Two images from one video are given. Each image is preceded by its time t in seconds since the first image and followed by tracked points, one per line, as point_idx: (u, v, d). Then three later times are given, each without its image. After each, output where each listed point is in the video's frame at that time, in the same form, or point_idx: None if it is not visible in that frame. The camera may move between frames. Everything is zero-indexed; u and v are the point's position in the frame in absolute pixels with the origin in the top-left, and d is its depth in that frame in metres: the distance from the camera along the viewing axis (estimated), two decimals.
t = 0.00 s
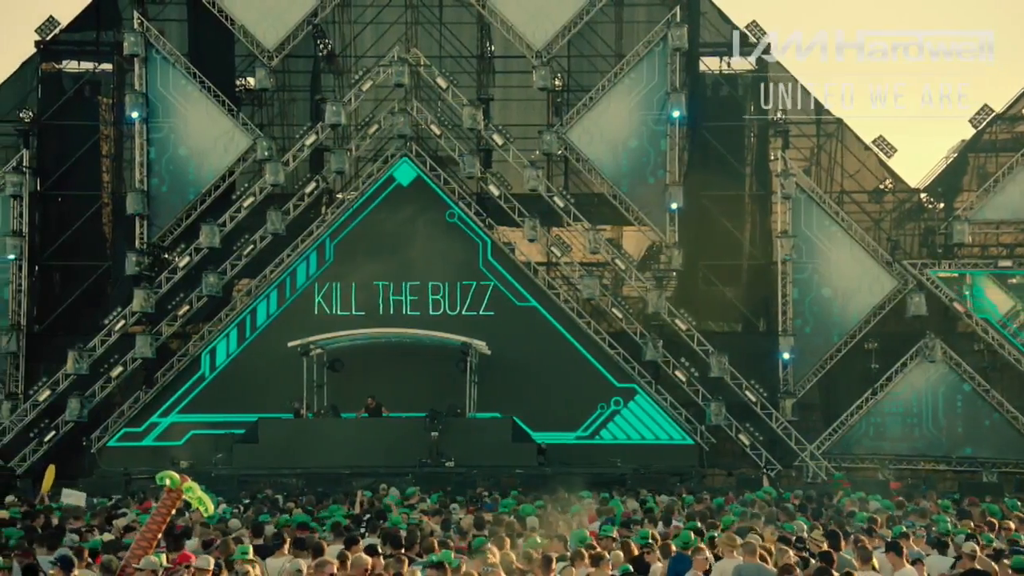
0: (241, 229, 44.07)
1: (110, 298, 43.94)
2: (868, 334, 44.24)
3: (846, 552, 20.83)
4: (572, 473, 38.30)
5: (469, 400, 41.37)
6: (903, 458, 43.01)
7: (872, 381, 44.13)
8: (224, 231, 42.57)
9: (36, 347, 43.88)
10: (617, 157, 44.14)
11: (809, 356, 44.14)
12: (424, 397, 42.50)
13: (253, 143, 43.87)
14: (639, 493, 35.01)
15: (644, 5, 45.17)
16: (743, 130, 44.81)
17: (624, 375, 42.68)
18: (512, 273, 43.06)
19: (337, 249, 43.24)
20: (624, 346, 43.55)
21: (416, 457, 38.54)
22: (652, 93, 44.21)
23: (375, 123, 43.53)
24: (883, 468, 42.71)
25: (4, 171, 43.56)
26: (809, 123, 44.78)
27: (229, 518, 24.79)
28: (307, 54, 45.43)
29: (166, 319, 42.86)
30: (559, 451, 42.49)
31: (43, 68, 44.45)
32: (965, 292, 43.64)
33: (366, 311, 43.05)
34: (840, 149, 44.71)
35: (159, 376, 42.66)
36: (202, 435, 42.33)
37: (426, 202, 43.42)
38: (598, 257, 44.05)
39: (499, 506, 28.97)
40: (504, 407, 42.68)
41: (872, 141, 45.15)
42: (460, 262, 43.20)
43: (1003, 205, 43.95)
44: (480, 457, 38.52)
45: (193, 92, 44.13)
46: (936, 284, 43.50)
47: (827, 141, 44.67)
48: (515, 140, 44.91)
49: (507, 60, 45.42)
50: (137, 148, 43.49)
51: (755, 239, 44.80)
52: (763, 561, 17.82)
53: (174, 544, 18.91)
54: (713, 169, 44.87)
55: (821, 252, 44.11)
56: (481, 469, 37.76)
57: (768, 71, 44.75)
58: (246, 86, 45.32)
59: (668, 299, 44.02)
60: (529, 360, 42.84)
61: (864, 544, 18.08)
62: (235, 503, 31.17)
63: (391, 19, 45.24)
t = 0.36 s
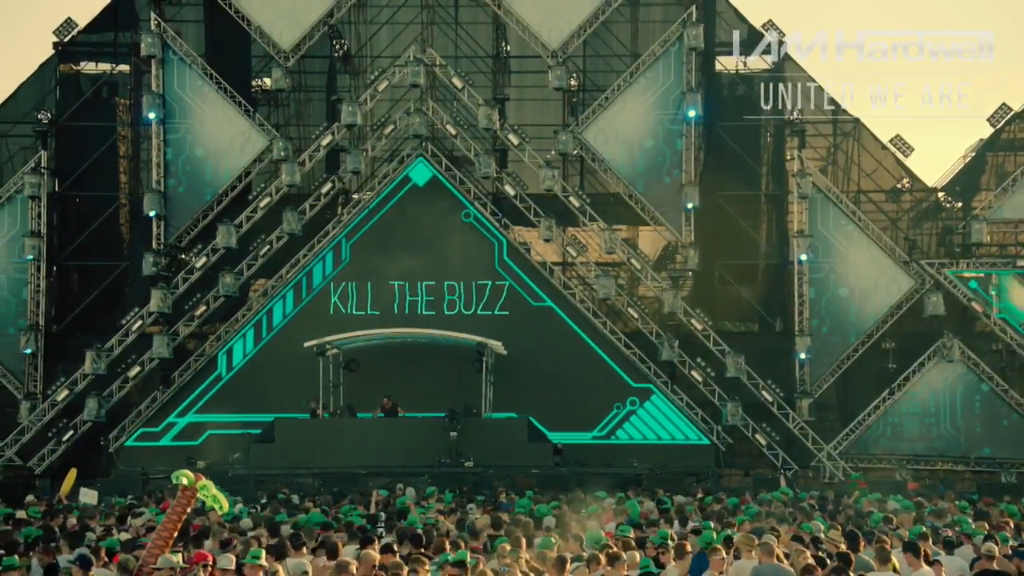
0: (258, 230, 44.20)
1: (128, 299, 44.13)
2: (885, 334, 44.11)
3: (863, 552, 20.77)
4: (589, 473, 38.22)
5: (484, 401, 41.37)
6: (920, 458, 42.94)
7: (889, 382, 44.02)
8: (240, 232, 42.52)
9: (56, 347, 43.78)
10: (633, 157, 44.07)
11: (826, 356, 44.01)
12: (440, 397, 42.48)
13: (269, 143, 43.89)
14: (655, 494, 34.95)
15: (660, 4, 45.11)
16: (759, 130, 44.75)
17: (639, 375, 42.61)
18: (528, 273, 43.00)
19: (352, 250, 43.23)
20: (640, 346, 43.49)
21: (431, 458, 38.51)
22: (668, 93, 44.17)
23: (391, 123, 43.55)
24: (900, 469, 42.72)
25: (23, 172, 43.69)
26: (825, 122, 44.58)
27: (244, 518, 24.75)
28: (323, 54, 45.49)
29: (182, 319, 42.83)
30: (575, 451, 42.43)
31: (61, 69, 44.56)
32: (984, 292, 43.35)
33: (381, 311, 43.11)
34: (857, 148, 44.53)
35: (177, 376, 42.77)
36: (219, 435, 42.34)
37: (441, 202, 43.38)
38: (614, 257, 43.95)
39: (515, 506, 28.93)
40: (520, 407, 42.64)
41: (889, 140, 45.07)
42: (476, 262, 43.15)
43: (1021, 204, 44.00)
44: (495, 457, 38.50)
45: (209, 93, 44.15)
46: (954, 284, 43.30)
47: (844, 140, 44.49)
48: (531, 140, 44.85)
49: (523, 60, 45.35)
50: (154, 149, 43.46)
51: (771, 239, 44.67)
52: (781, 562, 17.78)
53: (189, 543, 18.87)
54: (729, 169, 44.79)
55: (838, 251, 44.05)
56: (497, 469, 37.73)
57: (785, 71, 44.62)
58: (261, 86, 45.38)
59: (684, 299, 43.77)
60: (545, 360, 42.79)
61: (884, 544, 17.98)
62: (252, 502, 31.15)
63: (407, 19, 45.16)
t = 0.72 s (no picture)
0: (272, 230, 44.12)
1: (143, 299, 44.13)
2: (901, 334, 43.99)
3: (879, 552, 20.74)
4: (604, 474, 38.21)
5: (499, 401, 41.35)
6: (936, 458, 42.85)
7: (905, 382, 43.86)
8: (255, 232, 42.63)
9: (73, 347, 43.82)
10: (647, 157, 44.05)
11: (841, 356, 43.92)
12: (456, 397, 42.46)
13: (284, 144, 43.95)
14: (670, 494, 34.93)
15: (675, 4, 45.02)
16: (774, 129, 44.60)
17: (655, 375, 42.55)
18: (542, 274, 43.00)
19: (367, 250, 43.24)
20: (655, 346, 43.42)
21: (446, 457, 38.49)
22: (682, 92, 44.15)
23: (405, 124, 43.53)
24: (915, 469, 42.59)
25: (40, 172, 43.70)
26: (841, 122, 44.58)
27: (258, 518, 24.71)
28: (337, 55, 45.38)
29: (198, 319, 42.94)
30: (590, 451, 42.40)
31: (77, 70, 44.50)
32: (1003, 293, 43.25)
33: (396, 311, 43.08)
34: (873, 148, 44.40)
35: (192, 376, 42.70)
36: (234, 435, 42.38)
37: (456, 202, 43.38)
38: (629, 257, 43.90)
39: (531, 506, 28.90)
40: (535, 407, 42.60)
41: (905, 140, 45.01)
42: (491, 262, 43.12)
43: None
44: (510, 457, 38.51)
45: (224, 93, 44.22)
46: (971, 284, 43.33)
47: (859, 139, 44.42)
48: (545, 139, 44.82)
49: (537, 60, 45.33)
50: (170, 149, 43.56)
51: (786, 239, 44.44)
52: (798, 563, 17.76)
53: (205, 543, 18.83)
54: (744, 169, 44.67)
55: (853, 251, 43.95)
56: (512, 469, 37.73)
57: (800, 70, 44.86)
58: (277, 87, 45.36)
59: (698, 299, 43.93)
60: (560, 360, 42.76)
61: (900, 544, 17.95)
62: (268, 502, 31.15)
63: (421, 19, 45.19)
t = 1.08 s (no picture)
0: (286, 231, 43.95)
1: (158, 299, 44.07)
2: (916, 334, 43.87)
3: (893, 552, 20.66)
4: (618, 473, 38.17)
5: (513, 401, 41.30)
6: (951, 458, 42.68)
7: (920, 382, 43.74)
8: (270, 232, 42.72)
9: (87, 348, 43.91)
10: (661, 156, 44.02)
11: (855, 357, 43.92)
12: (469, 397, 42.42)
13: (298, 144, 43.99)
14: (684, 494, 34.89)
15: (688, 3, 44.94)
16: (789, 128, 44.40)
17: (668, 375, 42.51)
18: (556, 274, 42.95)
19: (380, 250, 43.23)
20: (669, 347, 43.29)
21: (460, 456, 38.47)
22: (696, 92, 44.15)
23: (419, 124, 43.56)
24: (930, 469, 42.47)
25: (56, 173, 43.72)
26: (856, 121, 44.40)
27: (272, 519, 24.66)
28: (351, 56, 45.33)
29: (212, 319, 42.96)
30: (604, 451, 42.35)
31: (92, 71, 44.47)
32: (1018, 293, 43.04)
33: (410, 311, 43.06)
34: (887, 147, 44.32)
35: (206, 376, 42.70)
36: (248, 435, 42.39)
37: (470, 202, 43.34)
38: (643, 257, 43.81)
39: (545, 506, 28.84)
40: (549, 408, 42.55)
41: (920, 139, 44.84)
42: (505, 262, 43.10)
43: None
44: (524, 457, 38.49)
45: (238, 94, 44.27)
46: (986, 284, 43.21)
47: (874, 139, 44.32)
48: (559, 139, 44.74)
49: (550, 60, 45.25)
50: (184, 150, 43.62)
51: (801, 240, 44.29)
52: (813, 563, 17.71)
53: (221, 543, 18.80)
54: (757, 168, 44.57)
55: (868, 251, 43.88)
56: (526, 469, 37.69)
57: (814, 71, 44.64)
58: (290, 88, 45.34)
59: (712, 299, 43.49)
60: (574, 360, 42.70)
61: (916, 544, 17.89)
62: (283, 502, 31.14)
63: (434, 19, 45.15)
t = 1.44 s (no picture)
0: (300, 231, 44.02)
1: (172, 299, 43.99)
2: (931, 334, 43.79)
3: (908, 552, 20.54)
4: (632, 474, 38.10)
5: (527, 401, 41.26)
6: (967, 459, 42.59)
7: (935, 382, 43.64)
8: (284, 232, 42.69)
9: (102, 348, 43.91)
10: (675, 155, 44.00)
11: (870, 356, 43.79)
12: (483, 397, 42.39)
13: (313, 144, 43.99)
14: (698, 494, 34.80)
15: (702, 3, 44.89)
16: (803, 127, 44.35)
17: (682, 375, 42.45)
18: (570, 274, 42.87)
19: (394, 251, 43.22)
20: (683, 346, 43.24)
21: (473, 456, 38.47)
22: (710, 92, 44.09)
23: (432, 124, 43.44)
24: (947, 469, 42.33)
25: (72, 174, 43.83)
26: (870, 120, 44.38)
27: (287, 518, 24.53)
28: (365, 56, 45.42)
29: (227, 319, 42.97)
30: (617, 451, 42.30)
31: (108, 72, 44.50)
32: None
33: (423, 311, 43.05)
34: (902, 146, 44.20)
35: (221, 376, 42.75)
36: (262, 436, 42.41)
37: (484, 202, 43.32)
38: (656, 257, 43.81)
39: (558, 506, 28.75)
40: (563, 407, 42.52)
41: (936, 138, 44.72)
42: (519, 262, 43.07)
43: None
44: (537, 457, 38.45)
45: (253, 94, 44.33)
46: (1002, 283, 43.09)
47: (888, 138, 44.23)
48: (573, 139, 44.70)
49: (564, 59, 45.09)
50: (199, 150, 43.66)
51: (815, 238, 44.23)
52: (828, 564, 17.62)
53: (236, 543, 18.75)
54: (771, 168, 44.51)
55: (882, 251, 43.78)
56: (540, 469, 37.64)
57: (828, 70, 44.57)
58: (304, 88, 45.43)
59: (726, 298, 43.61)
60: (588, 360, 42.65)
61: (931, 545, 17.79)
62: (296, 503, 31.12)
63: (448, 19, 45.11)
